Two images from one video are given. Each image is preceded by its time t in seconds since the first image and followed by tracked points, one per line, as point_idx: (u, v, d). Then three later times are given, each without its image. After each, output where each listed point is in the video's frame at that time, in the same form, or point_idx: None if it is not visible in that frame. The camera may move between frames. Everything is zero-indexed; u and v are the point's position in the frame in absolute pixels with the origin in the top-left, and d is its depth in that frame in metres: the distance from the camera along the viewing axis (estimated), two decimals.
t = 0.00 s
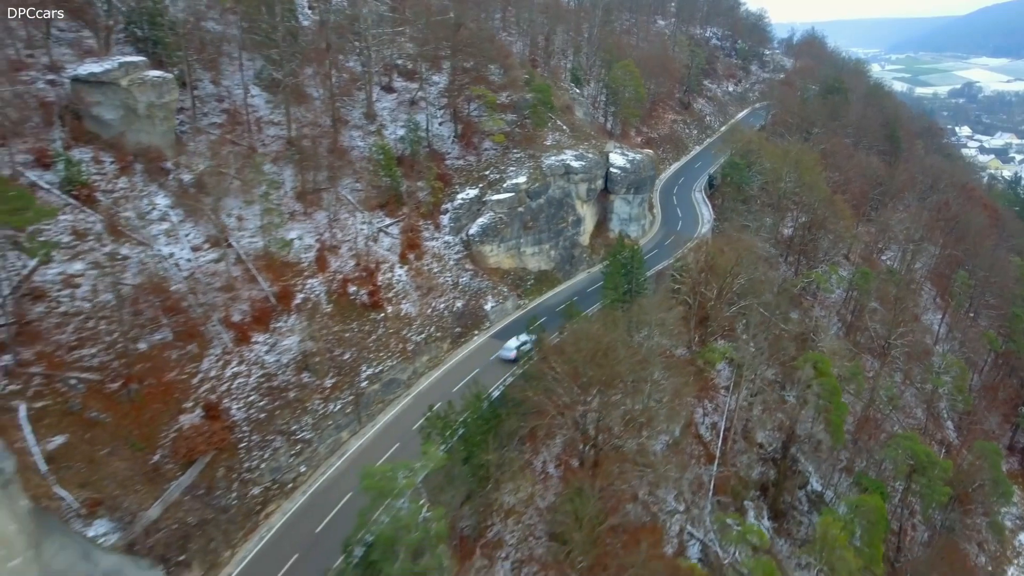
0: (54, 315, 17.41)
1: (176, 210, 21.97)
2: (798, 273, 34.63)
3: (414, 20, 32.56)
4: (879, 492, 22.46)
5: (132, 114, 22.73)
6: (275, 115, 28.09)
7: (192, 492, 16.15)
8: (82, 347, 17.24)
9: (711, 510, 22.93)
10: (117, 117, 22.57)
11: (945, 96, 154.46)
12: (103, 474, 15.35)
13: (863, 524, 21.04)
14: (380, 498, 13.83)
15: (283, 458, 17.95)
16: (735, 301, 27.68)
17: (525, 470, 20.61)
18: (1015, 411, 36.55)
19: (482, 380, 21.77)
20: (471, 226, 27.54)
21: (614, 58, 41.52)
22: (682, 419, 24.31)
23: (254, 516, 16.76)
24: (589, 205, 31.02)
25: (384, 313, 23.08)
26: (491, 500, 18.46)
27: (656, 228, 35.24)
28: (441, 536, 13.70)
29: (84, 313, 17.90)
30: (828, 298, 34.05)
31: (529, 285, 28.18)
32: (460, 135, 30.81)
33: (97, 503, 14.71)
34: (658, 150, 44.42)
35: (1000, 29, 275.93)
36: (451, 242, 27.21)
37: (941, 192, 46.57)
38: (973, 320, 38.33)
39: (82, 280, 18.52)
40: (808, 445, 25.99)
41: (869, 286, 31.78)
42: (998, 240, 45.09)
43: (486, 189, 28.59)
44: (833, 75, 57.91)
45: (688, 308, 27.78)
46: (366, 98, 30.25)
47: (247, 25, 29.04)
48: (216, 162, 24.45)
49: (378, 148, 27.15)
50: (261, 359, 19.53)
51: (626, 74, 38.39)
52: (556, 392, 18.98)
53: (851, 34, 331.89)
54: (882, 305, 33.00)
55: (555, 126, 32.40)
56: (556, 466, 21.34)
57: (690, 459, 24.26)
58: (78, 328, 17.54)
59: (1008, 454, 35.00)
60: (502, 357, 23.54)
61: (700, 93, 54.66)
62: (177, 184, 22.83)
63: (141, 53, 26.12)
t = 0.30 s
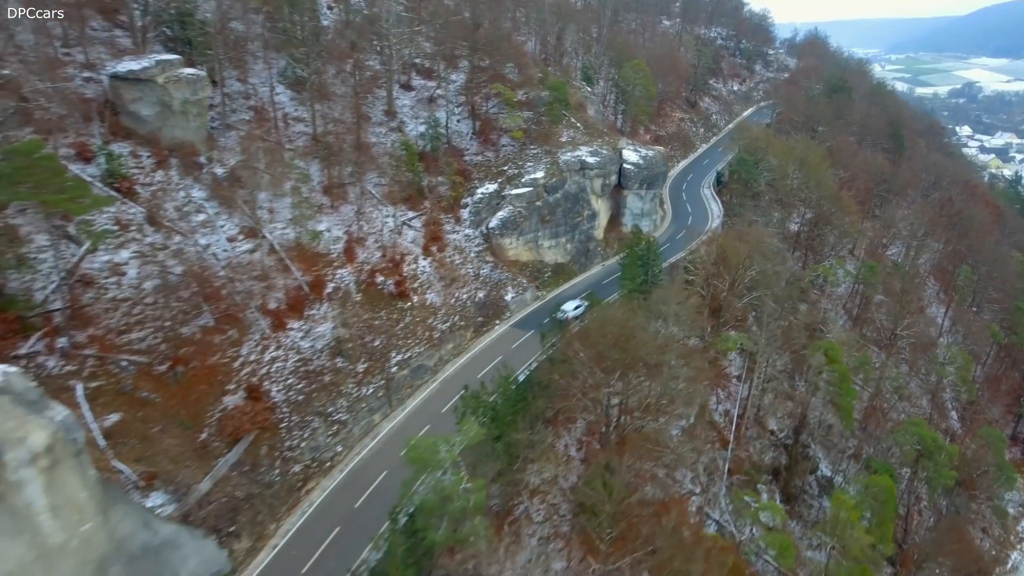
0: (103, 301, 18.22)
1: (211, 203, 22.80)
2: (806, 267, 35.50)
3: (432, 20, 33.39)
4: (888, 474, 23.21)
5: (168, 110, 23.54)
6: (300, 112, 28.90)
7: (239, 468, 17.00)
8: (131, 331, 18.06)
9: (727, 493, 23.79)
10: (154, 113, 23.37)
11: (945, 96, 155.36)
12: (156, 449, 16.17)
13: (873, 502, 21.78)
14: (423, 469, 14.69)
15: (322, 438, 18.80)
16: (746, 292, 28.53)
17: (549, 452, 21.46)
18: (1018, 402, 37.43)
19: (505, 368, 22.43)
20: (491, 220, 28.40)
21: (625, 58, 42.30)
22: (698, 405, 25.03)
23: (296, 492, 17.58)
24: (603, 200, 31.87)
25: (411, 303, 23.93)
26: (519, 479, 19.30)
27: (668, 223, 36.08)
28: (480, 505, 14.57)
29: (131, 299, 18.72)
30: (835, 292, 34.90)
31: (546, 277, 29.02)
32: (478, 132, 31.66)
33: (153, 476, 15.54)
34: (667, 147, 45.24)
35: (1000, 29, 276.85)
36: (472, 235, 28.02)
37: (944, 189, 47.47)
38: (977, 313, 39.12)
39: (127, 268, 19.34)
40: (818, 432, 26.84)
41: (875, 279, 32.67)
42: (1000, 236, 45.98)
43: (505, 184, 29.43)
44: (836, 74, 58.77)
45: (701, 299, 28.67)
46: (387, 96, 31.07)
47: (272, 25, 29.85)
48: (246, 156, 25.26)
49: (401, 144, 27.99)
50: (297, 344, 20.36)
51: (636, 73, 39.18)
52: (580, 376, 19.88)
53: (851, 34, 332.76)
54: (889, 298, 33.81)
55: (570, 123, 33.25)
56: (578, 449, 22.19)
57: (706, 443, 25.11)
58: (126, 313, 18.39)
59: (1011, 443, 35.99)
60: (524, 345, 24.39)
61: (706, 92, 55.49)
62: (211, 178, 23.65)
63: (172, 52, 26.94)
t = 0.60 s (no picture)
0: (142, 290, 18.96)
1: (240, 197, 23.53)
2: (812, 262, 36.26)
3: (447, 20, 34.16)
4: (896, 459, 23.87)
5: (197, 107, 24.25)
6: (320, 110, 29.62)
7: (276, 449, 17.79)
8: (170, 318, 18.80)
9: (739, 477, 24.46)
10: (184, 110, 24.08)
11: (945, 96, 155.89)
12: (199, 430, 16.90)
13: (883, 486, 22.53)
14: (457, 446, 15.47)
15: (353, 422, 19.58)
16: (756, 285, 29.30)
17: (568, 437, 22.21)
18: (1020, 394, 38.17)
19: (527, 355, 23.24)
20: (507, 215, 29.15)
21: (633, 57, 43.00)
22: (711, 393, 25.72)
23: (329, 472, 18.35)
24: (615, 196, 32.64)
25: (433, 294, 24.68)
26: (541, 461, 20.07)
27: (677, 218, 36.81)
28: (511, 481, 15.38)
29: (168, 288, 19.45)
30: (841, 286, 35.63)
31: (561, 270, 29.76)
32: (493, 129, 32.46)
33: (198, 455, 16.30)
34: (674, 145, 45.96)
35: (1000, 30, 277.54)
36: (489, 229, 28.78)
37: (946, 186, 48.23)
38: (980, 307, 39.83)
39: (164, 259, 20.06)
40: (827, 420, 27.58)
41: (880, 273, 33.44)
42: (1002, 232, 46.72)
43: (521, 179, 30.19)
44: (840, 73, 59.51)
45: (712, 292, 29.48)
46: (404, 94, 31.79)
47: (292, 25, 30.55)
48: (271, 152, 26.00)
49: (420, 140, 28.73)
50: (327, 333, 21.12)
51: (645, 72, 39.88)
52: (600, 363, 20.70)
53: (851, 35, 333.48)
54: (895, 291, 34.53)
55: (582, 120, 34.00)
56: (595, 435, 22.94)
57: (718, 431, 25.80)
58: (165, 301, 19.12)
59: (1014, 435, 36.71)
60: (542, 335, 25.16)
61: (711, 91, 56.19)
62: (239, 173, 24.38)
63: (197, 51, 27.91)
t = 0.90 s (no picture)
0: (185, 278, 19.83)
1: (271, 190, 24.33)
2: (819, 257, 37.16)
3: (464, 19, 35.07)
4: (903, 444, 24.81)
5: (228, 104, 25.01)
6: (343, 107, 30.46)
7: (315, 429, 18.69)
8: (211, 305, 19.67)
9: (754, 460, 25.26)
10: (216, 107, 24.85)
11: (945, 96, 156.72)
12: (244, 410, 17.78)
13: (893, 468, 23.42)
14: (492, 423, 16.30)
15: (386, 405, 20.48)
16: (767, 278, 30.21)
17: (589, 422, 23.06)
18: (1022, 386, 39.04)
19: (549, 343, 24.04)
20: (525, 209, 30.04)
21: (642, 56, 43.81)
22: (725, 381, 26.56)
23: (365, 452, 19.16)
24: (628, 192, 33.52)
25: (456, 285, 25.59)
26: (565, 443, 20.94)
27: (687, 214, 37.69)
28: (544, 457, 16.28)
29: (209, 277, 20.32)
30: (847, 280, 36.49)
31: (576, 263, 30.63)
32: (510, 126, 33.44)
33: (244, 433, 17.20)
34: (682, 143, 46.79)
35: (999, 30, 278.63)
36: (507, 223, 29.71)
37: (948, 184, 49.16)
38: (983, 301, 40.68)
39: (203, 249, 20.88)
40: (837, 409, 28.42)
41: (886, 268, 34.34)
42: (1003, 229, 47.62)
43: (538, 175, 31.08)
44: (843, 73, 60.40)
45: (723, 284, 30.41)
46: (423, 92, 32.64)
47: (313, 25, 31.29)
48: (298, 148, 26.84)
49: (441, 137, 29.58)
50: (358, 320, 22.05)
51: (655, 71, 40.70)
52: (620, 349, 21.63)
53: (850, 35, 334.49)
54: (901, 284, 35.37)
55: (595, 118, 34.89)
56: (614, 420, 23.82)
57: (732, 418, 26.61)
58: (206, 289, 19.99)
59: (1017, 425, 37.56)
60: (562, 324, 26.03)
61: (717, 90, 56.99)
62: (269, 167, 25.20)
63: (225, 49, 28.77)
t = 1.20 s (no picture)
0: (219, 268, 20.61)
1: (295, 185, 25.04)
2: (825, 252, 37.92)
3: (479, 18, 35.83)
4: (910, 430, 25.54)
5: (254, 101, 25.75)
6: (362, 106, 31.19)
7: (347, 413, 19.49)
8: (245, 294, 20.45)
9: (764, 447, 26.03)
10: (241, 104, 25.56)
11: (946, 96, 157.33)
12: (280, 394, 18.57)
13: (901, 453, 24.21)
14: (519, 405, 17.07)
15: (412, 390, 21.27)
16: (776, 271, 30.93)
17: (606, 409, 23.82)
18: None
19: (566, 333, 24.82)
20: (540, 204, 30.83)
21: (650, 56, 44.58)
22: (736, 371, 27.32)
23: (394, 435, 19.93)
24: (639, 188, 34.31)
25: (475, 277, 26.39)
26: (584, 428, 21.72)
27: (695, 210, 38.45)
28: (569, 438, 17.03)
29: (242, 267, 21.09)
30: (852, 274, 37.24)
31: (590, 257, 31.38)
32: (524, 124, 34.30)
33: (282, 415, 17.99)
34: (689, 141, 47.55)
35: (999, 30, 279.25)
36: (522, 218, 30.50)
37: (951, 181, 49.89)
38: (986, 295, 41.43)
39: (234, 242, 21.62)
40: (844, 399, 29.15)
41: (890, 262, 35.11)
42: (1005, 225, 48.38)
43: (552, 171, 31.84)
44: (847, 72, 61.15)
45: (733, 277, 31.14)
46: (438, 91, 33.43)
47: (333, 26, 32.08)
48: (321, 145, 27.59)
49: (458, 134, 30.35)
50: (383, 310, 22.85)
51: (664, 70, 41.47)
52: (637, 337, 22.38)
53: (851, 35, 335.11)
54: (905, 278, 36.15)
55: (606, 116, 35.69)
56: (630, 407, 24.61)
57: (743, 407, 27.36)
58: (239, 279, 20.77)
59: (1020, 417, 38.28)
60: (578, 315, 26.82)
61: (722, 89, 57.70)
62: (294, 163, 25.96)
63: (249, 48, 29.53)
